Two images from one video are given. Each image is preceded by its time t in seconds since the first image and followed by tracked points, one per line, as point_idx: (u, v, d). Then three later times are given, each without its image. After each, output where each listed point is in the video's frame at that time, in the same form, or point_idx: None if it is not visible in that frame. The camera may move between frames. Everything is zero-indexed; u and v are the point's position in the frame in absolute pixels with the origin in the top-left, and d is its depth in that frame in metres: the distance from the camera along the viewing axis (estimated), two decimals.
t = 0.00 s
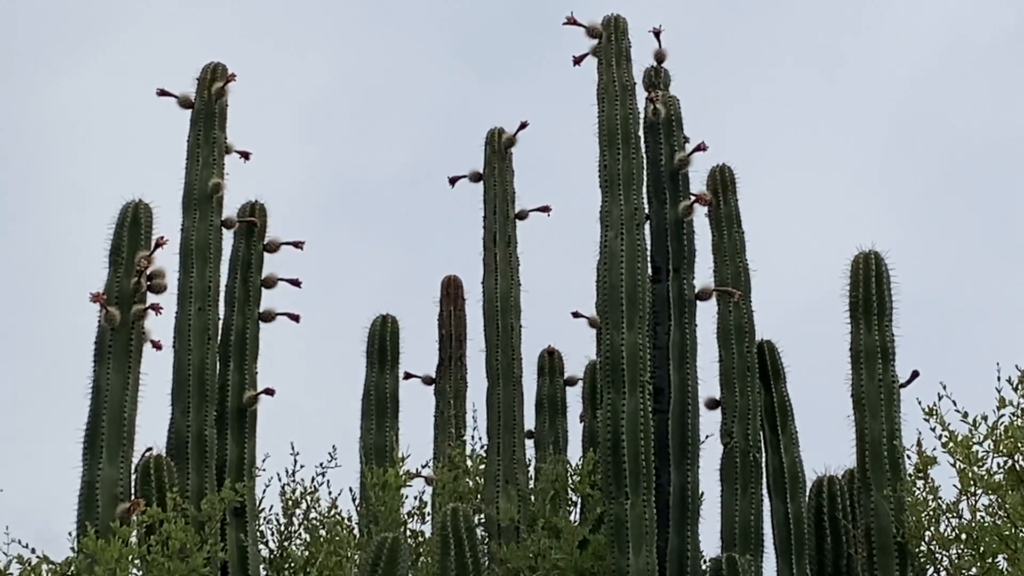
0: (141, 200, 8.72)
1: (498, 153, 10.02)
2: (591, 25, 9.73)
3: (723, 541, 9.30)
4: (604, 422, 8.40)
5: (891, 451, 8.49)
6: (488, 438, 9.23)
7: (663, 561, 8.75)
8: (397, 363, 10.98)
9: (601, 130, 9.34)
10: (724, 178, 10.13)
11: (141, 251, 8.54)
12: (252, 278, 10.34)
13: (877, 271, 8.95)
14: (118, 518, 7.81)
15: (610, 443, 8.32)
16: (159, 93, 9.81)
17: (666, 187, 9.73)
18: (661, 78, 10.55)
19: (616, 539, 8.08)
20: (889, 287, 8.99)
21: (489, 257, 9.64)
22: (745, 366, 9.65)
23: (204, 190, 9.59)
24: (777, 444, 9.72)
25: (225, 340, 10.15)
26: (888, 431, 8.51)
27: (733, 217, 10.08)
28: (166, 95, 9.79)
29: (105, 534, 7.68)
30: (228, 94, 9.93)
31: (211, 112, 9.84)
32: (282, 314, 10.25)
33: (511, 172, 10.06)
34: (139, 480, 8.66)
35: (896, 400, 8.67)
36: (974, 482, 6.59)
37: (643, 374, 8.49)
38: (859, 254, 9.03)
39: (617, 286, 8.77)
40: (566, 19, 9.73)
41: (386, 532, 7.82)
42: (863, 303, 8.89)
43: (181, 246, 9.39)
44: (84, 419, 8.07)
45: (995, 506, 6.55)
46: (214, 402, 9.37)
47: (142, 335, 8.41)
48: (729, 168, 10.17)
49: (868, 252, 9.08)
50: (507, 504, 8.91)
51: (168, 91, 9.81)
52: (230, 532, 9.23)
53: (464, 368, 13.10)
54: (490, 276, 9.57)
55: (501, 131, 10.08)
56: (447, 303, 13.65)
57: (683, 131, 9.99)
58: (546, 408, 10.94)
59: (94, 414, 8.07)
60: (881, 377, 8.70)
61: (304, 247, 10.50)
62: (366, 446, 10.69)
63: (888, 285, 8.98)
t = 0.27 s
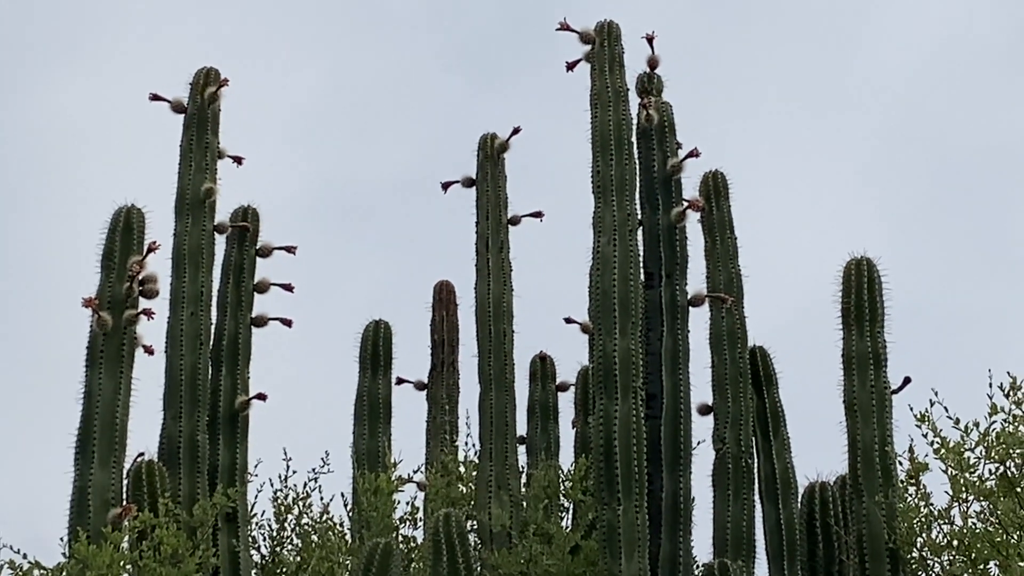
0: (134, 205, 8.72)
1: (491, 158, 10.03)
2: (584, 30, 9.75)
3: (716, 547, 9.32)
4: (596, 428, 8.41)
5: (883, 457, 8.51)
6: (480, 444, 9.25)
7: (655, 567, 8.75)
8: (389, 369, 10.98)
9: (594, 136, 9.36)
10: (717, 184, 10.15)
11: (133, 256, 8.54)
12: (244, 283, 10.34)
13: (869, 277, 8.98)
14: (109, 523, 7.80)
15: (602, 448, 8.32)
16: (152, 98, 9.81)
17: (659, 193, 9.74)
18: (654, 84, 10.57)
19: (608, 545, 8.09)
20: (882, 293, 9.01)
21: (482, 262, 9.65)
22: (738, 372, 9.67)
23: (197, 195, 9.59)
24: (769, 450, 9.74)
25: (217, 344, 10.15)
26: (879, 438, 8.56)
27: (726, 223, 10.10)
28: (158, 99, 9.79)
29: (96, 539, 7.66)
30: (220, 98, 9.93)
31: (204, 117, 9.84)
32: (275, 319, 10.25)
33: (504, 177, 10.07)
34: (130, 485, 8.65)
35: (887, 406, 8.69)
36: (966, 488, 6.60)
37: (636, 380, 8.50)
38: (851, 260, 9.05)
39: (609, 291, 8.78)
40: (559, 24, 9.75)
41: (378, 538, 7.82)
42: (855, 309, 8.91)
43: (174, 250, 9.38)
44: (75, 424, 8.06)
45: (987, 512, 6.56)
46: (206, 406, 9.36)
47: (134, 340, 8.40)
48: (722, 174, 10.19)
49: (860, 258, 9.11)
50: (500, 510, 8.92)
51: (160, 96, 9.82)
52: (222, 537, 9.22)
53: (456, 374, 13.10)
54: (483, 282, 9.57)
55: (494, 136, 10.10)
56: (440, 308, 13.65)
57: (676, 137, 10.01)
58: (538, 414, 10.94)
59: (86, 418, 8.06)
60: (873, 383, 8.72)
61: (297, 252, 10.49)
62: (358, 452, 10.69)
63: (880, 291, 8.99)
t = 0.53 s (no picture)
0: (123, 211, 8.72)
1: (480, 165, 10.05)
2: (574, 38, 9.78)
3: (704, 554, 9.34)
4: (585, 435, 8.42)
5: (871, 465, 8.55)
6: (469, 451, 9.25)
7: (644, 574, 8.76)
8: (378, 376, 10.97)
9: (584, 143, 9.38)
10: (706, 192, 10.19)
11: (123, 262, 8.53)
12: (233, 289, 10.34)
13: (857, 286, 9.02)
14: (98, 529, 7.79)
15: (591, 456, 8.33)
16: (141, 104, 9.82)
17: (648, 200, 9.76)
18: (643, 92, 10.61)
19: (597, 552, 8.09)
20: (871, 301, 9.04)
21: (471, 269, 9.67)
22: (727, 379, 9.70)
23: (186, 201, 9.59)
24: (758, 458, 9.77)
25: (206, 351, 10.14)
26: (867, 446, 8.59)
27: (715, 230, 10.13)
28: (148, 106, 9.80)
29: (84, 545, 7.65)
30: (210, 105, 9.93)
31: (194, 123, 9.84)
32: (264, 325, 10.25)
33: (493, 185, 10.09)
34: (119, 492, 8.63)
35: (876, 414, 8.72)
36: (953, 497, 6.63)
37: (625, 388, 8.52)
38: (841, 268, 9.08)
39: (598, 299, 8.80)
40: (549, 32, 9.77)
41: (367, 545, 7.82)
42: (844, 317, 8.94)
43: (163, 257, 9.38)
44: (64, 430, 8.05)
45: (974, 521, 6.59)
46: (195, 413, 9.34)
47: (123, 347, 8.39)
48: (711, 182, 10.23)
49: (849, 267, 9.14)
50: (488, 517, 8.93)
51: (150, 102, 9.82)
52: (210, 543, 9.21)
53: (445, 380, 13.10)
54: (472, 289, 9.59)
55: (484, 143, 10.12)
56: (428, 315, 13.65)
57: (665, 145, 10.04)
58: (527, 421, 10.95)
59: (74, 425, 8.05)
60: (862, 391, 8.75)
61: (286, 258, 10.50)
62: (347, 458, 10.69)
63: (869, 299, 9.03)
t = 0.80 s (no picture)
0: (110, 217, 8.72)
1: (467, 172, 10.08)
2: (562, 45, 9.82)
3: (690, 561, 9.35)
4: (572, 442, 8.45)
5: (858, 472, 8.59)
6: (456, 458, 9.26)
7: None
8: (365, 382, 10.98)
9: (571, 150, 9.41)
10: (693, 199, 10.23)
11: (110, 268, 8.54)
12: (220, 295, 10.34)
13: (844, 293, 9.07)
14: (84, 536, 7.78)
15: (577, 463, 8.36)
16: (129, 109, 9.82)
17: (635, 207, 9.80)
18: (631, 99, 10.64)
19: (583, 559, 8.12)
20: (857, 309, 9.09)
21: (458, 276, 9.69)
22: (713, 386, 9.73)
23: (173, 207, 9.59)
24: (744, 466, 9.82)
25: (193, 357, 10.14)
26: (854, 453, 8.63)
27: (701, 237, 10.17)
28: (135, 111, 9.80)
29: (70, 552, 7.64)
30: (197, 111, 9.95)
31: (181, 128, 9.85)
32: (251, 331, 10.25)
33: (480, 191, 10.12)
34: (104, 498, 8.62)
35: (862, 421, 8.76)
36: (940, 505, 6.67)
37: (612, 395, 8.55)
38: (828, 275, 9.13)
39: (586, 306, 8.83)
40: (537, 39, 9.81)
41: (353, 551, 7.83)
42: (831, 325, 8.98)
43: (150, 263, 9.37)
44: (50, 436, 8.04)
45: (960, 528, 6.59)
46: (182, 419, 9.36)
47: (110, 353, 8.39)
48: (698, 189, 10.27)
49: (836, 275, 9.19)
50: (475, 523, 8.93)
51: (137, 108, 9.82)
52: (196, 550, 9.20)
53: (432, 387, 13.12)
54: (459, 295, 9.61)
55: (471, 150, 10.14)
56: (416, 321, 13.66)
57: (652, 152, 10.08)
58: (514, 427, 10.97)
59: (61, 431, 8.04)
60: (848, 399, 8.79)
61: (273, 264, 10.50)
62: (333, 465, 10.69)
63: (855, 306, 9.08)
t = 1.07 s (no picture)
0: (96, 222, 8.71)
1: (453, 178, 10.10)
2: (549, 51, 9.85)
3: (675, 567, 9.38)
4: (558, 449, 8.46)
5: (843, 479, 8.63)
6: (442, 463, 9.27)
7: None
8: (351, 388, 10.99)
9: (558, 156, 9.44)
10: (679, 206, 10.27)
11: (95, 273, 8.53)
12: (206, 300, 10.33)
13: (830, 300, 9.12)
14: (69, 541, 7.77)
15: (563, 469, 8.38)
16: (115, 114, 9.82)
17: (622, 214, 9.84)
18: (617, 105, 10.68)
19: (569, 566, 8.14)
20: (843, 316, 9.13)
21: (444, 282, 9.70)
22: (699, 393, 9.76)
23: (159, 212, 9.59)
24: (730, 473, 9.85)
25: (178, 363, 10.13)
26: (839, 459, 8.67)
27: (687, 244, 10.21)
28: (121, 116, 9.80)
29: (55, 557, 7.63)
30: (184, 116, 9.95)
31: (168, 133, 9.85)
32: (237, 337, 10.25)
33: (467, 197, 10.14)
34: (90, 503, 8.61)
35: (848, 428, 8.81)
36: (924, 511, 6.66)
37: (598, 401, 8.57)
38: (813, 283, 9.17)
39: (572, 312, 8.86)
40: (524, 45, 9.84)
41: (339, 557, 7.83)
42: (817, 332, 9.02)
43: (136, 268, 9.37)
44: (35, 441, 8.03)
45: (945, 535, 6.47)
46: (167, 424, 9.36)
47: (95, 358, 8.38)
48: (685, 196, 10.31)
49: (821, 282, 9.24)
50: (460, 529, 8.94)
51: (123, 113, 9.83)
52: (182, 556, 9.19)
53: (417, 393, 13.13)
54: (445, 301, 9.63)
55: (458, 156, 10.16)
56: (401, 327, 13.66)
57: (639, 158, 10.12)
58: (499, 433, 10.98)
59: (46, 436, 8.03)
60: (833, 406, 8.84)
61: (259, 270, 10.51)
62: (319, 470, 10.69)
63: (840, 313, 9.13)
